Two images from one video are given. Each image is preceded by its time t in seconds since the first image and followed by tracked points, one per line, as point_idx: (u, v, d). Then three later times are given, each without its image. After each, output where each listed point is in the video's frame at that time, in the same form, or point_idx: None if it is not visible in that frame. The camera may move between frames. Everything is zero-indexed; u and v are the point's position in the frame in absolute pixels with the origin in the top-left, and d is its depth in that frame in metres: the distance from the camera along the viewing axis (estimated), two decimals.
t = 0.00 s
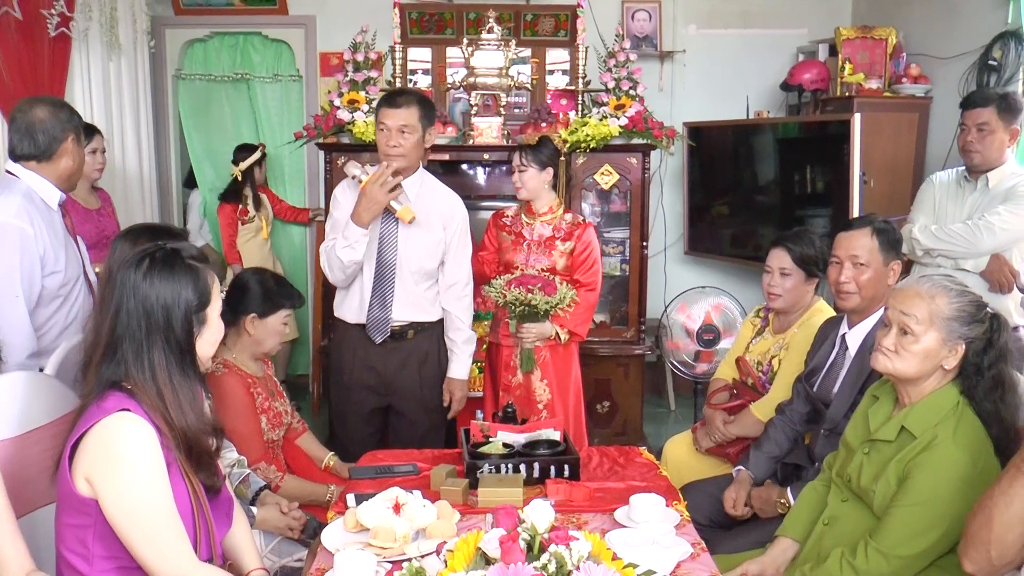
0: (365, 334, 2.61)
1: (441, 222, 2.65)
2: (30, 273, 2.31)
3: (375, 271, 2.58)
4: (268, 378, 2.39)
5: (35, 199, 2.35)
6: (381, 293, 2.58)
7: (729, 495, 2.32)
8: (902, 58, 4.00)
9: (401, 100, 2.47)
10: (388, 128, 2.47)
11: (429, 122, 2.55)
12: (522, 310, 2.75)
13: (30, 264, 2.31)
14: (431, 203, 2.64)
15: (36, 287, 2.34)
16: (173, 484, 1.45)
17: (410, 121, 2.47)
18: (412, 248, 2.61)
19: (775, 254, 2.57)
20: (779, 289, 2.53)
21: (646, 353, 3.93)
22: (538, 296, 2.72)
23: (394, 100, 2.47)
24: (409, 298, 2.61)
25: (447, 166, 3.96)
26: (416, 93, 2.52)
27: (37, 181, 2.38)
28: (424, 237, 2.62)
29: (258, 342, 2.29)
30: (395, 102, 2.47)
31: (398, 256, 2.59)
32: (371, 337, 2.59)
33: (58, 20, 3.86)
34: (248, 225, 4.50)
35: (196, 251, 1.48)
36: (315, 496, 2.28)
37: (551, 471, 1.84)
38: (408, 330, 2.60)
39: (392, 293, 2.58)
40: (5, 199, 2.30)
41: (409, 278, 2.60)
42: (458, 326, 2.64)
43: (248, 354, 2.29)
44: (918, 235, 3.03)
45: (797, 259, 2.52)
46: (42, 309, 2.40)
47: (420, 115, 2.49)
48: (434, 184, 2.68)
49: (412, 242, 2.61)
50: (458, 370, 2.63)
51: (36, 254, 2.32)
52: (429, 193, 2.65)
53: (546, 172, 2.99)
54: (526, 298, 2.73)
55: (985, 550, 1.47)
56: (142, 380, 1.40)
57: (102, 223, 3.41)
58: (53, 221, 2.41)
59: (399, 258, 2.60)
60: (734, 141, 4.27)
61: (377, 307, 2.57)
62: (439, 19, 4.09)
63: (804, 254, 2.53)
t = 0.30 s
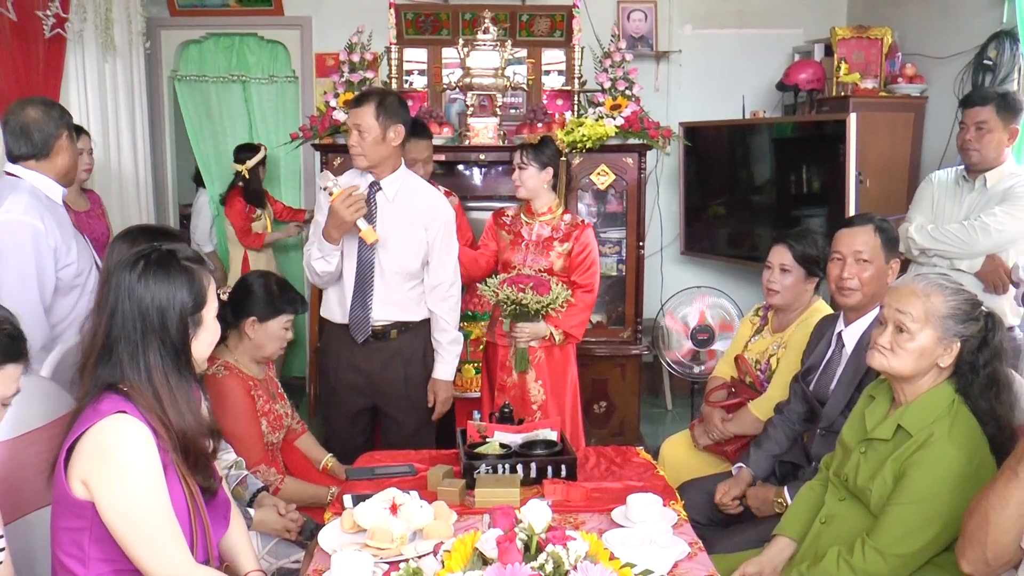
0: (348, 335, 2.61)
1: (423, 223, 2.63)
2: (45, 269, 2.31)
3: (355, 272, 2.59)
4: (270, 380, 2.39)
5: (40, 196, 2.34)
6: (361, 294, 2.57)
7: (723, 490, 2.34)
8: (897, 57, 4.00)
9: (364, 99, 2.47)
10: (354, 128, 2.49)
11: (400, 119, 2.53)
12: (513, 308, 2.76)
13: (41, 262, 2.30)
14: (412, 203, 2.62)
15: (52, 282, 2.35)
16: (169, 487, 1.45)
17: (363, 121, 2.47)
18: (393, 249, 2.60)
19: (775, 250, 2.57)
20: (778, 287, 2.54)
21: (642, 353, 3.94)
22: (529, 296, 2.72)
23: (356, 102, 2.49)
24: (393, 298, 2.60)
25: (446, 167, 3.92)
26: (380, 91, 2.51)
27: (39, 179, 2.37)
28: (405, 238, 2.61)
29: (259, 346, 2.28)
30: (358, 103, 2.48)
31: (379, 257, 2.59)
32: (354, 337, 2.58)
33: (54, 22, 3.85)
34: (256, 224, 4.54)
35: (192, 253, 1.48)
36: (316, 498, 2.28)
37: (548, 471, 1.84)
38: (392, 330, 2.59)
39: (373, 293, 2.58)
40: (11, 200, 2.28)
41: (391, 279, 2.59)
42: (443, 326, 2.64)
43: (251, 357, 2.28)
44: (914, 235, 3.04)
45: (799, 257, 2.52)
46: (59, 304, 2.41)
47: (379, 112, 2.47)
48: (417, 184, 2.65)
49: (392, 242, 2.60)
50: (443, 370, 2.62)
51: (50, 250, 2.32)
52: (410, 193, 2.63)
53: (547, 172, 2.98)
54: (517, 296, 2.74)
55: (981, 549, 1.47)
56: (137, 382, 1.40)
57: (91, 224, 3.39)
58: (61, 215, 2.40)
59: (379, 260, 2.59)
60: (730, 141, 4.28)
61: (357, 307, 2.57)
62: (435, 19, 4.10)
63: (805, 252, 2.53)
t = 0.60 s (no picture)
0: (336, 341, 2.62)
1: (406, 222, 2.61)
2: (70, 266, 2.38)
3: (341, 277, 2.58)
4: (266, 378, 2.39)
5: (59, 196, 2.42)
6: (346, 299, 2.57)
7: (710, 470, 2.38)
8: (895, 57, 4.01)
9: (362, 110, 2.42)
10: (348, 138, 2.46)
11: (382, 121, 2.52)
12: (512, 308, 2.77)
13: (67, 258, 2.37)
14: (393, 203, 2.60)
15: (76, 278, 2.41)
16: (170, 487, 1.44)
17: (369, 131, 2.46)
18: (377, 250, 2.58)
19: (781, 250, 2.58)
20: (783, 286, 2.53)
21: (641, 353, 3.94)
22: (528, 296, 2.73)
23: (352, 113, 2.42)
24: (382, 300, 2.60)
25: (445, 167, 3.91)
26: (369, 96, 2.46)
27: (56, 182, 2.46)
28: (388, 238, 2.59)
29: (250, 340, 2.28)
30: (355, 115, 2.42)
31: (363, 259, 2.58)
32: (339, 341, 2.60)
33: (52, 22, 3.85)
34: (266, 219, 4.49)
35: (192, 253, 1.47)
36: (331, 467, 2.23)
37: (547, 471, 1.84)
38: (382, 330, 2.59)
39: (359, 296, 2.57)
40: (34, 200, 2.36)
41: (378, 280, 2.58)
42: (433, 323, 2.62)
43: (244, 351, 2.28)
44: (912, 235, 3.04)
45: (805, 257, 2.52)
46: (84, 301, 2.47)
47: (377, 122, 2.47)
48: (397, 183, 2.62)
49: (376, 243, 2.58)
50: (433, 362, 2.60)
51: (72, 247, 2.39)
52: (391, 193, 2.60)
53: (547, 171, 2.98)
54: (516, 297, 2.74)
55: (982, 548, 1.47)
56: (138, 383, 1.40)
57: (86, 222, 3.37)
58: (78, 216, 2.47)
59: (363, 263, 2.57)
60: (729, 141, 4.28)
61: (342, 312, 2.57)
62: (433, 19, 4.10)
63: (812, 252, 2.53)
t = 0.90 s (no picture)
0: (349, 348, 2.62)
1: (425, 227, 2.62)
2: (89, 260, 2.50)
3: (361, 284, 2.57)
4: (262, 377, 2.39)
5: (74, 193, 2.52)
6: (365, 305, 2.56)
7: (704, 450, 2.45)
8: (894, 60, 4.02)
9: (393, 120, 2.41)
10: (375, 146, 2.43)
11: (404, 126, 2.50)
12: (507, 309, 2.78)
13: (86, 252, 2.49)
14: (411, 208, 2.62)
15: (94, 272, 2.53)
16: (170, 489, 1.44)
17: (395, 139, 2.44)
18: (397, 255, 2.59)
19: (786, 252, 2.57)
20: (786, 287, 2.54)
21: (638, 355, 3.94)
22: (522, 297, 2.73)
23: (382, 121, 2.39)
24: (401, 304, 2.61)
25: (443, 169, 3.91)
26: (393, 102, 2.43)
27: (70, 177, 2.56)
28: (408, 243, 2.60)
29: (242, 335, 2.29)
30: (387, 124, 2.40)
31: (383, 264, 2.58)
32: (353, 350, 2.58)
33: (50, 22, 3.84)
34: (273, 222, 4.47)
35: (195, 254, 1.48)
36: (342, 431, 2.12)
37: (545, 473, 1.83)
38: (401, 337, 2.59)
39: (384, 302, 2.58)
40: (52, 197, 2.46)
41: (398, 285, 2.59)
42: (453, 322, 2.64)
43: (238, 347, 2.28)
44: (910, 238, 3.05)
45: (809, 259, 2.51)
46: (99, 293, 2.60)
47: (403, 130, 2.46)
48: (415, 189, 2.64)
49: (397, 249, 2.59)
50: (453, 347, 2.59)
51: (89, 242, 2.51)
52: (409, 197, 2.62)
53: (547, 173, 2.98)
54: (511, 297, 2.76)
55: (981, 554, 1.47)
56: (140, 385, 1.40)
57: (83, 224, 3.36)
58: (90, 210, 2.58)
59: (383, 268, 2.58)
60: (727, 143, 4.28)
61: (360, 319, 2.56)
62: (432, 21, 4.11)
63: (818, 255, 2.52)
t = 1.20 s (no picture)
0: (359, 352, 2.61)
1: (497, 235, 2.40)
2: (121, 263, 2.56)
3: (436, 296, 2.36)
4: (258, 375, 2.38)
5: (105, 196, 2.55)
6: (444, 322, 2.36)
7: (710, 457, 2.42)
8: (893, 65, 4.03)
9: (468, 129, 2.16)
10: (449, 156, 2.18)
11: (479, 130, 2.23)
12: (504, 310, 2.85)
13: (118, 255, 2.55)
14: (486, 215, 2.39)
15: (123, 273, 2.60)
16: (167, 489, 1.44)
17: (468, 149, 2.18)
18: (469, 264, 2.38)
19: (787, 253, 2.57)
20: (785, 288, 2.54)
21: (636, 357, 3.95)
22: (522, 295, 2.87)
23: (457, 130, 2.14)
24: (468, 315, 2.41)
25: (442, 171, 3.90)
26: (469, 109, 2.18)
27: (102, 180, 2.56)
28: (480, 252, 2.38)
29: (241, 332, 2.30)
30: (462, 133, 2.15)
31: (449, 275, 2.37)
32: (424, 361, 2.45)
33: (51, 21, 3.84)
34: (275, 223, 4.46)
35: (191, 254, 1.48)
36: (337, 417, 2.09)
37: (542, 474, 1.82)
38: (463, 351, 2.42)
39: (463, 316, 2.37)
40: (87, 202, 2.47)
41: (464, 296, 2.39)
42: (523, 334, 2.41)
43: (237, 345, 2.29)
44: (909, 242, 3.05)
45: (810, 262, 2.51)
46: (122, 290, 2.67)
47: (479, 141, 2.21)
48: (487, 195, 2.41)
49: (469, 258, 2.37)
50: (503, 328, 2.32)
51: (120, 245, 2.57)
52: (480, 204, 2.39)
53: (547, 174, 2.98)
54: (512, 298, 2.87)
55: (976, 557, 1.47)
56: (138, 386, 1.40)
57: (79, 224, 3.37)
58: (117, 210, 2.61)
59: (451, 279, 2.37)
60: (726, 146, 4.29)
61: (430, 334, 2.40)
62: (432, 22, 4.12)
63: (818, 258, 2.53)
